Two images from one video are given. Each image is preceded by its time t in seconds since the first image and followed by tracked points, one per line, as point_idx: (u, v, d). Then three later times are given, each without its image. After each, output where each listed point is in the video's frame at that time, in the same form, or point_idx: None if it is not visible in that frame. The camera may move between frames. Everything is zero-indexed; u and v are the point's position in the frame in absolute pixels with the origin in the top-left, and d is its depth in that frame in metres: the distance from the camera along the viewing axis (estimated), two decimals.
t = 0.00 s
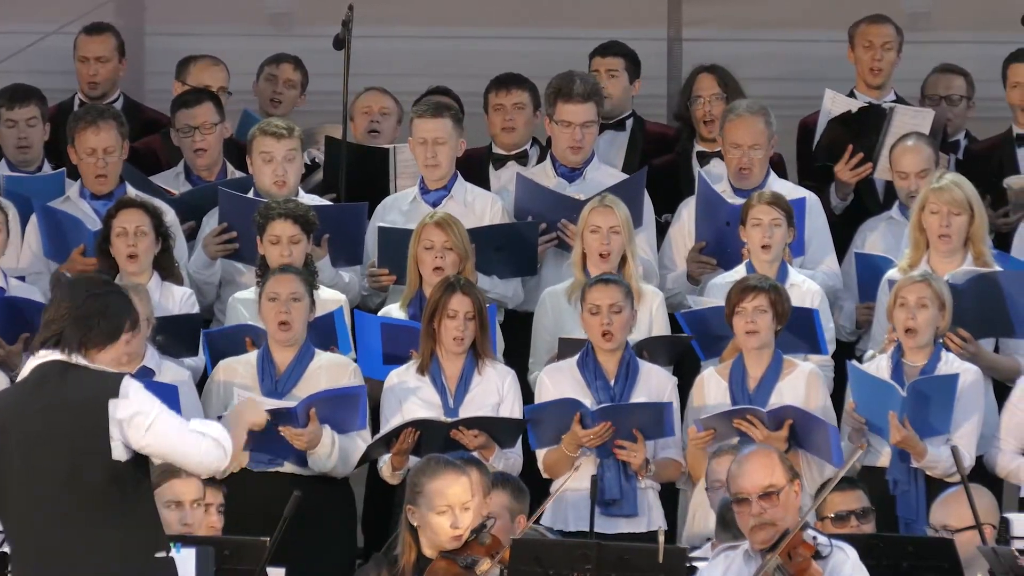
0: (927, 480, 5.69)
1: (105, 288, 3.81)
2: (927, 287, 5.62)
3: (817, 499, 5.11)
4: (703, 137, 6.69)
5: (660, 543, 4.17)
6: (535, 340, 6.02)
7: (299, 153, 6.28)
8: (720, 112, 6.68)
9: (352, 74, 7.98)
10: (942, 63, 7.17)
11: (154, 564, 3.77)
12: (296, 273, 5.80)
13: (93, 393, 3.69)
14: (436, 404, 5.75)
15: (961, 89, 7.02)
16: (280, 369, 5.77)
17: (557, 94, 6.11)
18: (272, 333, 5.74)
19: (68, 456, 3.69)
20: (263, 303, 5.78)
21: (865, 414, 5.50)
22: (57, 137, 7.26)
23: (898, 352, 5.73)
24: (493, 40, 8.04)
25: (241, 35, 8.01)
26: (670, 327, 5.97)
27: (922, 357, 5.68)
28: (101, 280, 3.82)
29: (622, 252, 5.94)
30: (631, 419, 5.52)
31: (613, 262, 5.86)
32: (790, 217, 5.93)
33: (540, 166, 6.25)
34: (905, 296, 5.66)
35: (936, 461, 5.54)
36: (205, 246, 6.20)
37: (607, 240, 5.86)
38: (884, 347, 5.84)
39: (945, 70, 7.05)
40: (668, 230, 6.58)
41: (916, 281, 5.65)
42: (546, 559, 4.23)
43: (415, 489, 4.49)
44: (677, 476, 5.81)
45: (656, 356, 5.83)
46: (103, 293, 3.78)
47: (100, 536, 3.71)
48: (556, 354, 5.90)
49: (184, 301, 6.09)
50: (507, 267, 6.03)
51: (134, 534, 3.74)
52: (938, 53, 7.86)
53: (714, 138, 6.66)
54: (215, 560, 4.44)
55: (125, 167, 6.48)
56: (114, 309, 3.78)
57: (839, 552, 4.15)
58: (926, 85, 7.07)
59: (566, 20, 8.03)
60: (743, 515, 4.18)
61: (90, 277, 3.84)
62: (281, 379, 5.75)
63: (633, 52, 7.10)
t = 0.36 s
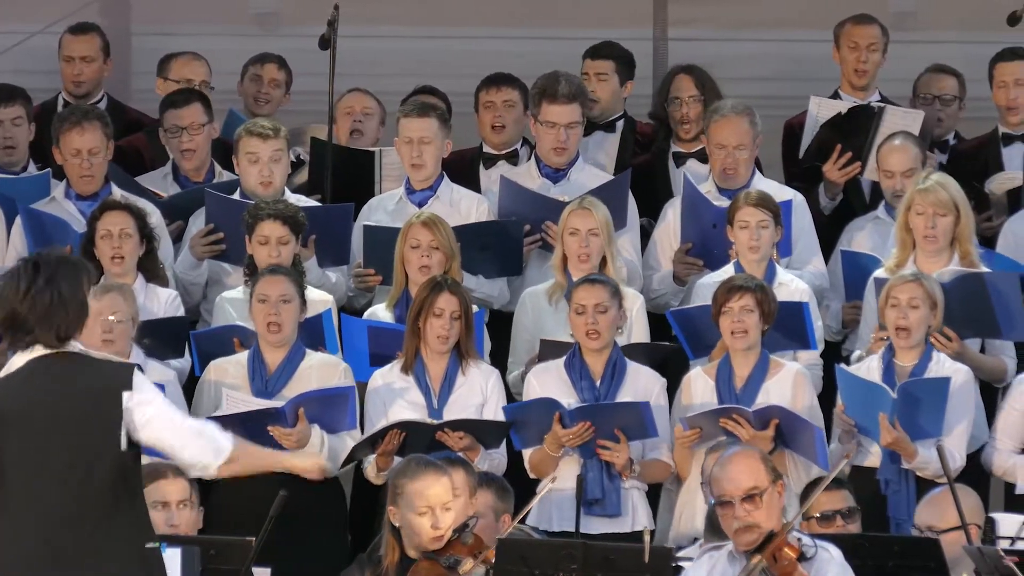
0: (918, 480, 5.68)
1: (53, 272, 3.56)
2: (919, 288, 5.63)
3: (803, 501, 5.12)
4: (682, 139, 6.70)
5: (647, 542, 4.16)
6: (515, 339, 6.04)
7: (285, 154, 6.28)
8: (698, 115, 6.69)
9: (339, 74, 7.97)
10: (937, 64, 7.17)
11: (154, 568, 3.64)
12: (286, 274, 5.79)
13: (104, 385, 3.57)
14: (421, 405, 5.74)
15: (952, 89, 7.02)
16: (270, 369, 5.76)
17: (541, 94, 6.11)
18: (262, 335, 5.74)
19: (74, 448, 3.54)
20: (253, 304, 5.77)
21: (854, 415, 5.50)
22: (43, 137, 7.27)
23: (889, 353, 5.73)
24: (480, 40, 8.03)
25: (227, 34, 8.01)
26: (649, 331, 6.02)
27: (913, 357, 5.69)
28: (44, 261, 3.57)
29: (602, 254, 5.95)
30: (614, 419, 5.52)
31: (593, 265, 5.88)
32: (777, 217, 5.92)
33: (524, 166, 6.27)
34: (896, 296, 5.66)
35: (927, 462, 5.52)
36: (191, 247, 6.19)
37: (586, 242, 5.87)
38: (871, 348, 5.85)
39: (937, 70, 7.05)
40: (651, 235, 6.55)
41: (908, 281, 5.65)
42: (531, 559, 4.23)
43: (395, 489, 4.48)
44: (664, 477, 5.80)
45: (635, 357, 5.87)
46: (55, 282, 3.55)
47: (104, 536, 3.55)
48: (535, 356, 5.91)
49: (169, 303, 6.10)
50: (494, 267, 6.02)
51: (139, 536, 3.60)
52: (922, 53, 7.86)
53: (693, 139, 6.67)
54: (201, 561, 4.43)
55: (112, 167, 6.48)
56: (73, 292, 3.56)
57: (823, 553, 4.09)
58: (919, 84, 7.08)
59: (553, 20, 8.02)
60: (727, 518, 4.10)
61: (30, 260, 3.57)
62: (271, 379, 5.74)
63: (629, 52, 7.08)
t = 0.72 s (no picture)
0: (912, 480, 5.64)
1: (58, 281, 3.59)
2: (912, 289, 5.60)
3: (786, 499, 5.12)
4: (663, 141, 6.70)
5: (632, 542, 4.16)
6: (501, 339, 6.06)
7: (271, 153, 6.29)
8: (680, 117, 6.66)
9: (325, 74, 7.97)
10: (924, 64, 7.17)
11: None
12: (277, 272, 5.77)
13: (91, 393, 3.62)
14: (408, 405, 5.74)
15: (941, 90, 7.03)
16: (262, 369, 5.76)
17: (526, 94, 6.11)
18: (253, 333, 5.73)
19: (65, 451, 3.60)
20: (245, 303, 5.75)
21: (847, 415, 5.47)
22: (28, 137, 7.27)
23: (883, 353, 5.69)
24: (466, 40, 8.03)
25: (213, 34, 8.02)
26: (636, 332, 6.03)
27: (905, 358, 5.65)
28: (51, 269, 3.60)
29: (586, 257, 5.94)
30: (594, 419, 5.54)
31: (576, 268, 5.88)
32: (767, 215, 5.90)
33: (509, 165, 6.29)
34: (890, 297, 5.63)
35: (921, 462, 5.50)
36: (178, 246, 6.18)
37: (570, 244, 5.88)
38: (858, 348, 5.83)
39: (925, 71, 7.05)
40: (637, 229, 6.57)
41: (901, 282, 5.63)
42: (517, 558, 4.21)
43: (373, 492, 4.47)
44: (652, 474, 5.80)
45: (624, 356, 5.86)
46: (58, 290, 3.58)
47: (77, 537, 3.60)
48: (521, 357, 5.92)
49: (159, 300, 6.09)
50: (482, 265, 6.00)
51: (105, 541, 3.66)
52: (907, 53, 7.86)
53: (673, 141, 6.67)
54: (185, 560, 4.41)
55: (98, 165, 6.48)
56: (75, 302, 3.59)
57: (807, 551, 4.06)
58: (907, 85, 7.09)
59: (538, 20, 8.04)
60: (712, 516, 4.09)
61: (39, 268, 3.61)
62: (262, 380, 5.73)
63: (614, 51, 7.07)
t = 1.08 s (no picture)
0: (897, 479, 5.66)
1: (40, 282, 3.62)
2: (900, 286, 5.62)
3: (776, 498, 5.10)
4: (657, 137, 6.69)
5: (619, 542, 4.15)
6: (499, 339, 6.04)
7: (259, 153, 6.26)
8: (675, 115, 6.69)
9: (312, 74, 7.97)
10: (904, 64, 7.16)
11: None
12: (263, 273, 5.75)
13: (75, 396, 3.64)
14: (397, 404, 5.72)
15: (923, 89, 7.02)
16: (247, 368, 5.74)
17: (513, 95, 6.10)
18: (238, 331, 5.69)
19: (47, 454, 3.61)
20: (230, 303, 5.73)
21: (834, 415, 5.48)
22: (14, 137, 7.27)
23: (868, 352, 5.69)
24: (453, 40, 8.03)
25: (199, 35, 8.01)
26: (630, 331, 6.01)
27: (891, 355, 5.65)
28: (32, 271, 3.63)
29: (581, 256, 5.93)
30: (585, 419, 5.53)
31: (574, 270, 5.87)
32: (752, 217, 5.91)
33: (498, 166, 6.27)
34: (876, 294, 5.64)
35: (906, 462, 5.51)
36: (165, 246, 6.17)
37: (565, 247, 5.87)
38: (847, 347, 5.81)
39: (906, 70, 7.04)
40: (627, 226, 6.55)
41: (888, 279, 5.64)
42: (504, 558, 4.20)
43: (358, 492, 4.46)
44: (638, 475, 5.80)
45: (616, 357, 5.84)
46: (40, 290, 3.61)
47: (62, 540, 3.63)
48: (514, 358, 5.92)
49: (147, 300, 6.07)
50: (469, 266, 6.01)
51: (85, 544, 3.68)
52: (892, 52, 7.86)
53: (667, 139, 6.67)
54: (173, 560, 4.41)
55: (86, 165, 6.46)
56: (57, 303, 3.62)
57: (795, 551, 4.05)
58: (889, 85, 7.06)
59: (526, 20, 8.04)
60: (699, 517, 4.10)
61: (20, 269, 3.64)
62: (247, 379, 5.71)
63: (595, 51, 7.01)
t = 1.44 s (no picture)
0: (878, 480, 5.65)
1: (34, 276, 3.62)
2: (880, 285, 5.62)
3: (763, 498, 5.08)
4: (646, 133, 6.71)
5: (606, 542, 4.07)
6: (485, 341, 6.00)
7: (245, 154, 6.28)
8: (664, 109, 6.69)
9: (298, 74, 7.98)
10: (883, 64, 7.10)
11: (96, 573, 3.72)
12: (240, 273, 5.77)
13: (61, 391, 3.63)
14: (384, 405, 5.69)
15: (903, 88, 6.94)
16: (224, 369, 5.75)
17: (499, 95, 6.11)
18: (216, 332, 5.71)
19: (43, 447, 3.60)
20: (206, 303, 5.75)
21: (815, 415, 5.47)
22: None
23: (849, 352, 5.70)
24: (439, 40, 8.03)
25: (184, 34, 8.02)
26: (618, 330, 6.00)
27: (870, 355, 5.66)
28: (24, 265, 3.62)
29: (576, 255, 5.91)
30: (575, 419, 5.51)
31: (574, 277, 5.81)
32: (736, 217, 5.91)
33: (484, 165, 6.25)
34: (857, 292, 5.64)
35: (886, 461, 5.52)
36: (152, 246, 6.16)
37: (569, 253, 5.83)
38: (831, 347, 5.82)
39: (886, 70, 6.98)
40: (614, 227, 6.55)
41: (869, 278, 5.64)
42: (491, 559, 4.17)
43: (349, 490, 4.47)
44: (625, 477, 5.75)
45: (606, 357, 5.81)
46: (36, 284, 3.61)
47: (61, 537, 3.63)
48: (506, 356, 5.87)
49: (133, 300, 6.07)
50: (455, 266, 6.01)
51: (85, 536, 3.68)
52: (877, 52, 7.87)
53: (657, 134, 6.68)
54: (160, 559, 4.42)
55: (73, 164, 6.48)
56: (52, 296, 3.62)
57: (783, 553, 4.04)
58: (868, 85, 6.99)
59: (512, 20, 8.05)
60: (686, 517, 4.06)
61: (10, 265, 3.62)
62: (224, 380, 5.73)
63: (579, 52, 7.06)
